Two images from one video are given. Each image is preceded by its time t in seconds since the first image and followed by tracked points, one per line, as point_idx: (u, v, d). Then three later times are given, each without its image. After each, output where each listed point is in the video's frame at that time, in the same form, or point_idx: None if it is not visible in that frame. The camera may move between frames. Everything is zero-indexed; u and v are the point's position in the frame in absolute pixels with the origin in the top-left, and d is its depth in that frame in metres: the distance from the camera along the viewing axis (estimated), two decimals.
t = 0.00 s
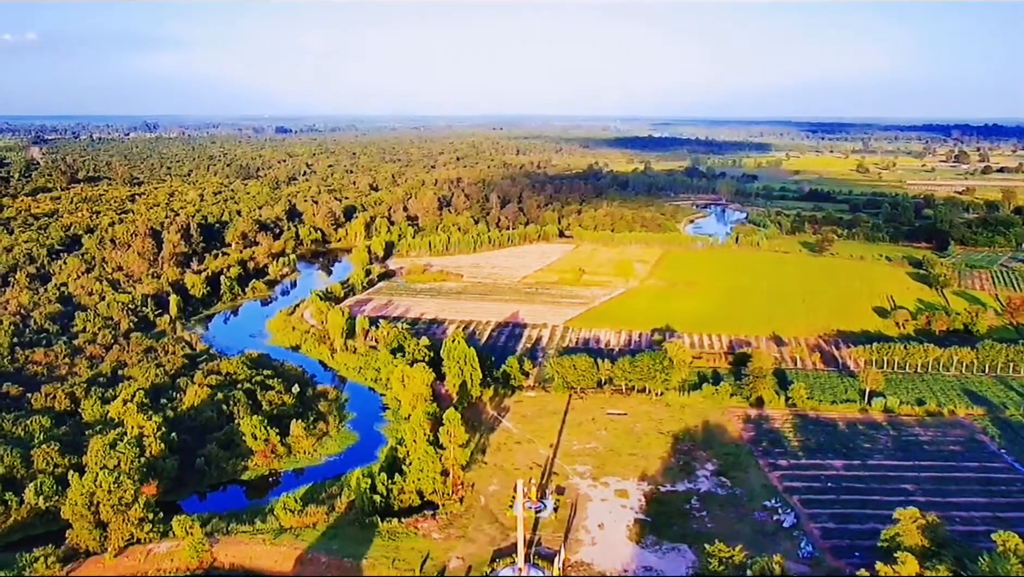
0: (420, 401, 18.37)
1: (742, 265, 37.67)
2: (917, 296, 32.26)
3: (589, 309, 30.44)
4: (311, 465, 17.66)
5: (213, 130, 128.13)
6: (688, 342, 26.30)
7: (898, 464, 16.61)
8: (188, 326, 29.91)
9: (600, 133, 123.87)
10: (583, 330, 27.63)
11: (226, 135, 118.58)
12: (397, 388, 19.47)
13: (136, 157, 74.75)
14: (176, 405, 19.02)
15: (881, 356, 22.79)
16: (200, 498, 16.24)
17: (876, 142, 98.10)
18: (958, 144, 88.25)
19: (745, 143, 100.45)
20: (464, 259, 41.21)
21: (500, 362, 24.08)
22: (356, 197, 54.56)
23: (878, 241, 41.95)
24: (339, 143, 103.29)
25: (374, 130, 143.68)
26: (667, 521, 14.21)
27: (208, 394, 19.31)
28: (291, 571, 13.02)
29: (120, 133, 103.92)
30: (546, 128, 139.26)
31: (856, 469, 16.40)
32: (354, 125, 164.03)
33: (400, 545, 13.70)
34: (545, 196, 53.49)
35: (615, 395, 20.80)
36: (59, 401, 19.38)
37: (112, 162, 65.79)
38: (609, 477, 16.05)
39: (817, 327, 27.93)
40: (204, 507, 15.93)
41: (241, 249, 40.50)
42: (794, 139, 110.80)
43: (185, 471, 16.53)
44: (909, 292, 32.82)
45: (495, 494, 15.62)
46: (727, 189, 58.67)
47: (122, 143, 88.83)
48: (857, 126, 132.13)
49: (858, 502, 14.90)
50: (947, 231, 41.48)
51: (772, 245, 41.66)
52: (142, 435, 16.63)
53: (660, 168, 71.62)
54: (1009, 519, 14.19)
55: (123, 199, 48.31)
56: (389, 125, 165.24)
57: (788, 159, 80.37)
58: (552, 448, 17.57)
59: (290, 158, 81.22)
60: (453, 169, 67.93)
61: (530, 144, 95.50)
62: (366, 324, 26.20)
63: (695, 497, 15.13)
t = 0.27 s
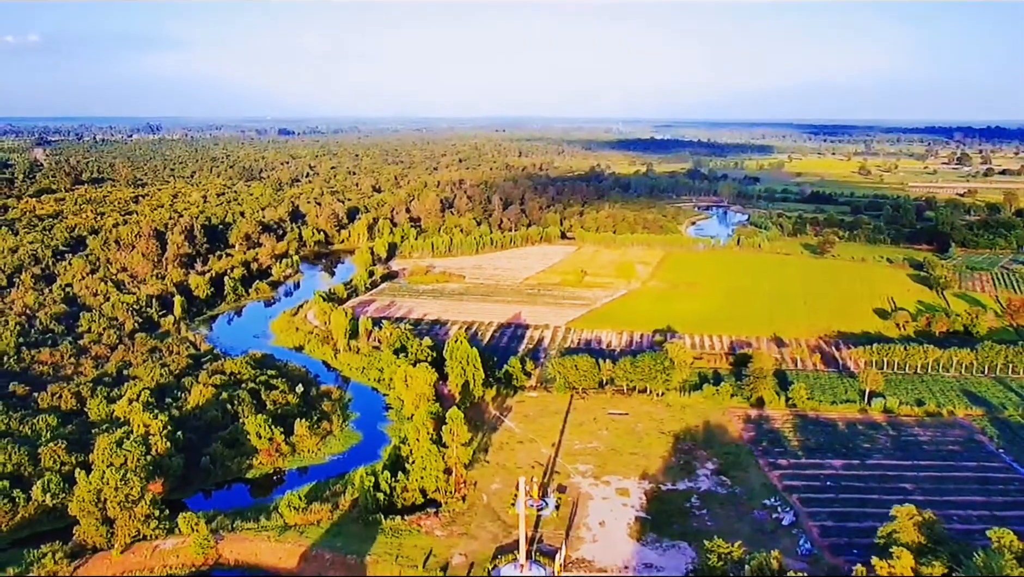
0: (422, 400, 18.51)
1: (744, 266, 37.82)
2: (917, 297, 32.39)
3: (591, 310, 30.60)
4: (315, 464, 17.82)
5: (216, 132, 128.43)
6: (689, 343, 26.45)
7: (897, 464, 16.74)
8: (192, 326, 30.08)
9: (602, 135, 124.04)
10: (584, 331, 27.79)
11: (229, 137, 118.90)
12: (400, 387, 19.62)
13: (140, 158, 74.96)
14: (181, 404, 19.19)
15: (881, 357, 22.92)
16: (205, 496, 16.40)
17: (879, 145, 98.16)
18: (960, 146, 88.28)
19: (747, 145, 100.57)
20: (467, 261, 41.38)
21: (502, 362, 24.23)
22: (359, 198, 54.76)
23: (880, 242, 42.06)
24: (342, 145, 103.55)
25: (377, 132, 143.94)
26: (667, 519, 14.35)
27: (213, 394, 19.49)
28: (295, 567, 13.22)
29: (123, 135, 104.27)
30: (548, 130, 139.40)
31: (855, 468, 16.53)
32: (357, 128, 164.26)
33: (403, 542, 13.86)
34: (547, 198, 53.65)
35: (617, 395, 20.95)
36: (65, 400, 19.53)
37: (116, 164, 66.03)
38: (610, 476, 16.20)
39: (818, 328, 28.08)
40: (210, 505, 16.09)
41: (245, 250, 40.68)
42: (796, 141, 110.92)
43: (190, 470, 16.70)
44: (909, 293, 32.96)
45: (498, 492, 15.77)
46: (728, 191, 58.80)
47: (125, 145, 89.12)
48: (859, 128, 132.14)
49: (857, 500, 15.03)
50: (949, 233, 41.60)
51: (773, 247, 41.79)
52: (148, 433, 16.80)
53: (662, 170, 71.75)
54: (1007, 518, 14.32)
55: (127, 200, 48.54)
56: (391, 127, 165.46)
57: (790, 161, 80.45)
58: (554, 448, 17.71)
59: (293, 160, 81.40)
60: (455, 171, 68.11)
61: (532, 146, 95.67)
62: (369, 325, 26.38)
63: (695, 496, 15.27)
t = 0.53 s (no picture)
0: (423, 398, 18.67)
1: (742, 266, 38.00)
2: (914, 296, 32.59)
3: (590, 310, 30.78)
4: (316, 462, 17.98)
5: (215, 133, 128.61)
6: (687, 342, 26.63)
7: (893, 461, 16.91)
8: (194, 326, 30.24)
9: (601, 136, 124.28)
10: (583, 330, 27.96)
11: (229, 138, 119.12)
12: (401, 386, 19.78)
13: (140, 160, 75.10)
14: (183, 403, 19.32)
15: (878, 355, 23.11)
16: (208, 493, 16.55)
17: (877, 145, 98.40)
18: (959, 147, 88.51)
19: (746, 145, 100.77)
20: (466, 261, 41.55)
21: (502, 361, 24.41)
22: (359, 199, 54.93)
23: (878, 242, 42.24)
24: (341, 146, 103.73)
25: (376, 133, 144.12)
26: (666, 515, 14.52)
27: (215, 393, 19.65)
28: (297, 563, 13.42)
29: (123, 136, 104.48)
30: (548, 130, 139.55)
31: (851, 465, 16.71)
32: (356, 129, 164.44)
33: (404, 538, 14.03)
34: (546, 198, 53.83)
35: (615, 393, 21.12)
36: (68, 399, 19.65)
37: (116, 165, 66.21)
38: (609, 473, 16.36)
39: (815, 327, 28.27)
40: (212, 502, 16.23)
41: (245, 251, 40.83)
42: (795, 141, 111.12)
43: (192, 468, 16.86)
44: (906, 293, 33.16)
45: (497, 489, 15.93)
46: (727, 191, 58.99)
47: (125, 146, 89.29)
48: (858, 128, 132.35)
49: (853, 496, 15.21)
50: (946, 233, 41.80)
51: (772, 247, 41.97)
52: (151, 431, 16.92)
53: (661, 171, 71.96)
54: (1001, 513, 14.50)
55: (128, 201, 48.71)
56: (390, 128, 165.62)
57: (789, 161, 80.67)
58: (553, 445, 17.88)
59: (293, 160, 81.60)
60: (455, 172, 68.28)
61: (531, 147, 95.85)
62: (369, 324, 26.55)
63: (693, 492, 15.44)
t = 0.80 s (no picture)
0: (422, 397, 18.82)
1: (740, 265, 38.18)
2: (911, 295, 32.81)
3: (588, 309, 30.96)
4: (317, 460, 18.15)
5: (213, 134, 128.72)
6: (685, 340, 26.81)
7: (887, 457, 17.10)
8: (194, 326, 30.37)
9: (600, 137, 124.49)
10: (581, 329, 28.13)
11: (228, 139, 119.20)
12: (400, 384, 19.94)
13: (139, 160, 75.21)
14: (184, 402, 19.47)
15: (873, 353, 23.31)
16: (210, 490, 16.70)
17: (875, 145, 98.65)
18: (956, 147, 88.75)
19: (743, 146, 100.98)
20: (465, 261, 41.72)
21: (501, 360, 24.59)
22: (358, 200, 55.06)
23: (875, 242, 42.43)
24: (340, 147, 103.83)
25: (374, 134, 144.25)
26: (663, 510, 14.70)
27: (216, 392, 19.79)
28: (298, 559, 13.58)
29: (121, 137, 104.53)
30: (546, 131, 139.69)
31: (846, 461, 16.90)
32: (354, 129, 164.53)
33: (404, 534, 14.19)
34: (544, 199, 53.99)
35: (613, 392, 21.28)
36: (70, 398, 19.80)
37: (115, 166, 66.33)
38: (607, 470, 16.53)
39: (812, 326, 28.47)
40: (214, 499, 16.40)
41: (245, 251, 40.97)
42: (793, 141, 111.25)
43: (194, 465, 17.02)
44: (903, 291, 33.36)
45: (496, 486, 16.10)
46: (725, 191, 59.22)
47: (124, 147, 89.36)
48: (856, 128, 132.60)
49: (848, 492, 15.39)
50: (942, 233, 42.01)
51: (769, 247, 42.16)
52: (153, 429, 17.06)
53: (658, 171, 72.16)
54: (994, 508, 14.69)
55: (127, 202, 48.85)
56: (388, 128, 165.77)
57: (787, 162, 80.84)
58: (552, 443, 18.05)
59: (292, 161, 81.70)
60: (453, 172, 68.45)
61: (530, 147, 95.98)
62: (369, 324, 26.73)
63: (690, 488, 15.62)
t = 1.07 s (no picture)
0: (422, 395, 18.97)
1: (738, 265, 38.36)
2: (907, 294, 33.00)
3: (586, 308, 31.12)
4: (317, 458, 18.30)
5: (212, 135, 128.78)
6: (683, 339, 26.99)
7: (883, 453, 17.28)
8: (194, 326, 30.51)
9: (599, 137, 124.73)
10: (580, 329, 28.30)
11: (226, 140, 119.28)
12: (400, 383, 20.10)
13: (138, 161, 75.36)
14: (186, 400, 19.62)
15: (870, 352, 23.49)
16: (211, 488, 16.85)
17: (873, 145, 98.88)
18: (954, 147, 88.95)
19: (742, 146, 101.19)
20: (464, 261, 41.87)
21: (500, 359, 24.75)
22: (357, 200, 55.19)
23: (872, 241, 42.62)
24: (339, 147, 103.92)
25: (373, 135, 144.38)
26: (660, 507, 14.86)
27: (217, 390, 19.93)
28: (300, 554, 13.75)
29: (119, 138, 104.56)
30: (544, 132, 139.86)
31: (842, 458, 17.07)
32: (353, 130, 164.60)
33: (405, 530, 14.34)
34: (543, 199, 54.14)
35: (612, 390, 21.45)
36: (72, 397, 19.94)
37: (114, 167, 66.42)
38: (605, 466, 16.70)
39: (809, 325, 28.65)
40: (215, 496, 16.55)
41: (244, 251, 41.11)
42: (791, 142, 111.40)
43: (196, 463, 17.16)
44: (899, 290, 33.55)
45: (496, 483, 16.27)
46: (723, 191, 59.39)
47: (123, 149, 89.44)
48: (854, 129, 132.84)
49: (843, 488, 15.57)
50: (939, 233, 42.20)
51: (767, 246, 42.33)
52: (155, 428, 17.20)
53: (656, 171, 72.33)
54: (986, 503, 14.87)
55: (127, 203, 48.96)
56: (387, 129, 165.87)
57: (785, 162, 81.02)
58: (550, 440, 18.22)
59: (290, 162, 81.81)
60: (452, 173, 68.59)
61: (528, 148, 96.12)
62: (368, 323, 26.88)
63: (687, 484, 15.78)
